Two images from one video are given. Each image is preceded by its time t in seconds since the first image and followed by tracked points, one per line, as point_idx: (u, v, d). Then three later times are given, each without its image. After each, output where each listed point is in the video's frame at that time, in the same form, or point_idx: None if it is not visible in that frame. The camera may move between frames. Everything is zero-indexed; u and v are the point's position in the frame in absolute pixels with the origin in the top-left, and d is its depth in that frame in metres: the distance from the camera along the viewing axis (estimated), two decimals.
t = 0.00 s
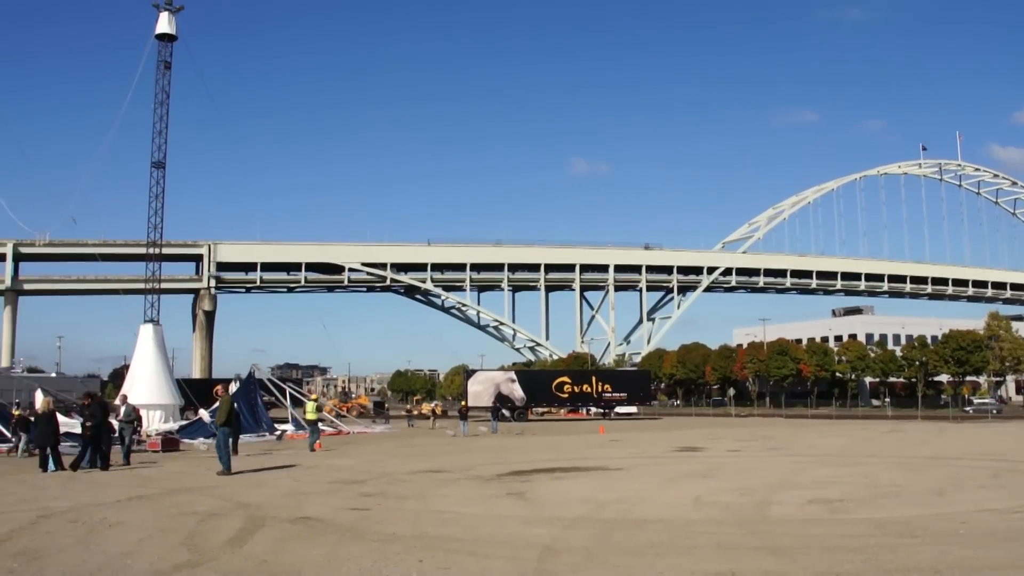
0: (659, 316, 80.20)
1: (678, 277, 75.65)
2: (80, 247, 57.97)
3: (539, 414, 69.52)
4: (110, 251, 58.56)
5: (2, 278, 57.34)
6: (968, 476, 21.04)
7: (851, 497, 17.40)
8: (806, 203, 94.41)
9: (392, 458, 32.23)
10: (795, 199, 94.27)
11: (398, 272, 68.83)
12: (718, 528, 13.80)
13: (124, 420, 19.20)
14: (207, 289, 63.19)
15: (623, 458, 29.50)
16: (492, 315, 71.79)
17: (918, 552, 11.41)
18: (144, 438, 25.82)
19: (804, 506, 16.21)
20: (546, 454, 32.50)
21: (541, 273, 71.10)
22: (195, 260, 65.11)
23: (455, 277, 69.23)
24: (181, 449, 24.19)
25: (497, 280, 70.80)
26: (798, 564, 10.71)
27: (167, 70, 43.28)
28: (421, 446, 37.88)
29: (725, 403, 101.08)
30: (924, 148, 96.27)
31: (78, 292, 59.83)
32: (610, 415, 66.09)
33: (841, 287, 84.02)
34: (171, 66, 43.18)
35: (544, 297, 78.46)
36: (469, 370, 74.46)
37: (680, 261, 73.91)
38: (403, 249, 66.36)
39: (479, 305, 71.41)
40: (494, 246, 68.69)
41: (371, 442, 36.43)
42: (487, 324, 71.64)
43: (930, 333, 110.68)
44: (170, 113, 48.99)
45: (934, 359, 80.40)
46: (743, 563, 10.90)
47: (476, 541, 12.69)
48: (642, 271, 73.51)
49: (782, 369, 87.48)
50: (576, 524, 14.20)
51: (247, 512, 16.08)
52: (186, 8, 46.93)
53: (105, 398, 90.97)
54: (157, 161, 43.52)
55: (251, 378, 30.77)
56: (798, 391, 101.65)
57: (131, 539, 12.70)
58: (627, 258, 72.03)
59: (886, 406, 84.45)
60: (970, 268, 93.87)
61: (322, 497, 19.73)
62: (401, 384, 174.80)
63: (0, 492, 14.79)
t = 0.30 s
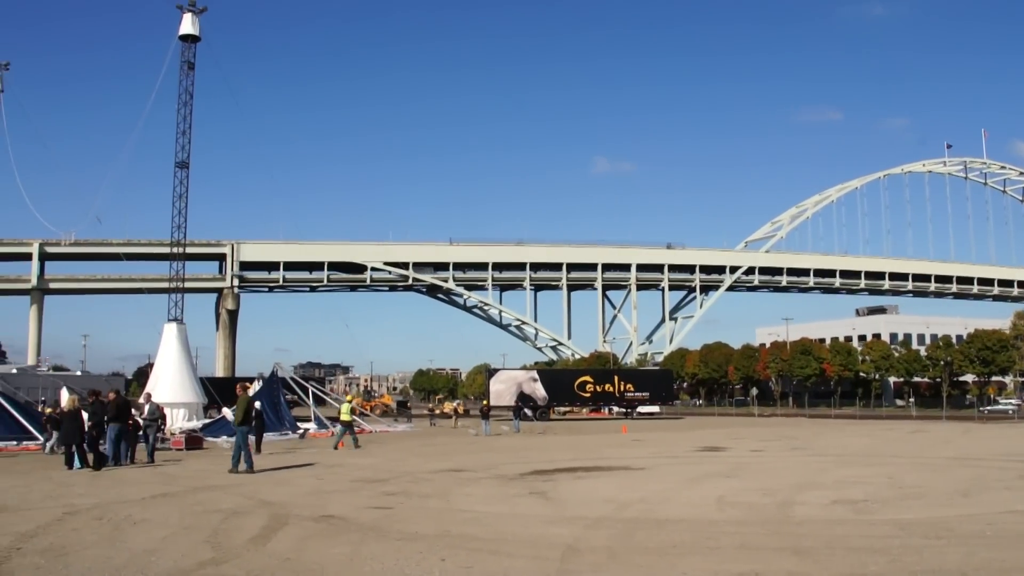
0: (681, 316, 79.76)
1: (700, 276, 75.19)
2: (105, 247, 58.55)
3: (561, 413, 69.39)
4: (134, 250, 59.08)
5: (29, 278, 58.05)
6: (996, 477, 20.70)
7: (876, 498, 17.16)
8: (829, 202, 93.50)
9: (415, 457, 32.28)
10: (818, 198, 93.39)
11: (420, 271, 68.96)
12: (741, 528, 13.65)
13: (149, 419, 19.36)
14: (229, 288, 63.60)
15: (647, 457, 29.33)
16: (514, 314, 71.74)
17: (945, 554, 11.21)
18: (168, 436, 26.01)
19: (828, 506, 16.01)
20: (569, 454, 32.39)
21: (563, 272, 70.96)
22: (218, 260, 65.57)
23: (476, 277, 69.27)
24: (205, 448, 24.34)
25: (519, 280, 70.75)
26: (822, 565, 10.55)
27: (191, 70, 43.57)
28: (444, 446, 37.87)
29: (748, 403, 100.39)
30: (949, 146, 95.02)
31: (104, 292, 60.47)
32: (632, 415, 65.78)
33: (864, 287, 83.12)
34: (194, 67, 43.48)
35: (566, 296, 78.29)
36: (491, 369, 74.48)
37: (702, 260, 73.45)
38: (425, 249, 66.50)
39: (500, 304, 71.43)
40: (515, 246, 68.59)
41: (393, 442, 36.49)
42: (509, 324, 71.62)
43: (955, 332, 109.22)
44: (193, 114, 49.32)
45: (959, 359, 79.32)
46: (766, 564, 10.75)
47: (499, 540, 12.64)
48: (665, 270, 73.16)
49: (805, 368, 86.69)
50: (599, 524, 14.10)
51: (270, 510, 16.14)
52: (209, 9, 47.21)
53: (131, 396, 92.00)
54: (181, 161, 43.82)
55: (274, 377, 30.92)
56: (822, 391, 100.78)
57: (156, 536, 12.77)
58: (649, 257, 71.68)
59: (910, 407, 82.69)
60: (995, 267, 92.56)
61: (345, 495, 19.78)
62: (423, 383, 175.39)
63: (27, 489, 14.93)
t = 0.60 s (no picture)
0: (703, 315, 79.29)
1: (723, 276, 74.65)
2: (128, 246, 59.08)
3: (582, 413, 69.15)
4: (158, 250, 59.57)
5: (54, 277, 58.72)
6: None
7: (901, 498, 16.89)
8: (852, 201, 92.55)
9: (438, 456, 32.29)
10: (841, 196, 92.46)
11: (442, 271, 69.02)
12: (765, 528, 13.47)
13: (172, 416, 19.44)
14: (252, 288, 64.01)
15: (669, 457, 29.14)
16: (536, 314, 71.67)
17: (974, 555, 10.97)
18: (192, 434, 26.16)
19: (852, 507, 15.77)
20: (591, 453, 32.22)
21: (585, 272, 70.78)
22: (241, 259, 65.99)
23: (499, 276, 69.25)
24: (228, 446, 24.45)
25: (541, 279, 70.67)
26: (847, 566, 10.36)
27: (213, 71, 43.83)
28: (466, 445, 37.86)
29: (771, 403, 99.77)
30: (973, 143, 93.74)
31: (129, 291, 61.03)
32: (655, 415, 65.48)
33: (888, 286, 82.19)
34: (217, 67, 43.75)
35: (588, 295, 78.07)
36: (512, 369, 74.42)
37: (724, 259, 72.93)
38: (447, 248, 66.56)
39: (522, 304, 71.39)
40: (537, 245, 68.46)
41: (415, 441, 36.51)
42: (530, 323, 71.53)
43: (981, 332, 107.73)
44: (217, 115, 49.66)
45: (984, 359, 78.30)
46: (790, 564, 10.59)
47: (521, 540, 12.54)
48: (687, 270, 72.76)
49: (828, 368, 85.86)
50: (621, 524, 13.95)
51: (293, 508, 16.16)
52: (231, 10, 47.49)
53: (155, 394, 92.93)
54: (204, 162, 44.10)
55: (296, 377, 31.03)
56: (845, 391, 99.82)
57: (180, 534, 12.79)
58: (670, 256, 71.28)
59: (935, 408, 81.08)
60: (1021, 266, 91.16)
61: (367, 494, 19.78)
62: (445, 382, 175.76)
63: (52, 487, 15.03)
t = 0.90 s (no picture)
0: (726, 317, 78.73)
1: (746, 277, 74.09)
2: (154, 246, 59.65)
3: (605, 415, 68.83)
4: (183, 250, 60.08)
5: (80, 276, 59.40)
6: None
7: (928, 503, 16.58)
8: (877, 202, 91.54)
9: (461, 457, 32.23)
10: (866, 198, 91.47)
11: (465, 271, 69.08)
12: (789, 531, 13.26)
13: (196, 415, 19.55)
14: (276, 287, 64.40)
15: (693, 459, 28.89)
16: (559, 315, 71.50)
17: (1004, 561, 10.71)
18: (216, 433, 26.34)
19: (878, 511, 15.50)
20: (614, 455, 32.02)
21: (608, 272, 70.54)
22: (265, 259, 66.43)
23: (521, 277, 69.16)
24: (251, 445, 24.58)
25: (564, 280, 70.51)
26: (873, 571, 10.16)
27: (238, 72, 44.11)
28: (488, 445, 37.79)
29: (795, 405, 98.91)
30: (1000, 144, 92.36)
31: (154, 290, 61.59)
32: (677, 416, 65.10)
33: (913, 288, 81.19)
34: (242, 68, 44.05)
35: (611, 297, 77.80)
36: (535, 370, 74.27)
37: (747, 261, 72.39)
38: (470, 248, 66.56)
39: (545, 305, 71.25)
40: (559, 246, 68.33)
41: (437, 441, 36.48)
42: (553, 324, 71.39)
43: (1008, 334, 106.12)
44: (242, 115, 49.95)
45: (1011, 362, 77.22)
46: (815, 568, 10.39)
47: (542, 541, 12.42)
48: (710, 271, 72.29)
49: (853, 370, 84.76)
50: (644, 526, 13.80)
51: (316, 508, 16.14)
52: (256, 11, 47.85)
53: (179, 393, 93.75)
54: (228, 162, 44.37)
55: (319, 376, 31.12)
56: (869, 393, 98.75)
57: (204, 533, 12.79)
58: (693, 258, 70.83)
59: (960, 411, 80.21)
60: None
61: (389, 494, 19.75)
62: (468, 383, 175.90)
63: (77, 484, 15.12)
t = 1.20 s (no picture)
0: (750, 318, 78.17)
1: (769, 277, 73.50)
2: (179, 250, 60.18)
3: (629, 416, 68.67)
4: (207, 254, 60.60)
5: (106, 281, 60.10)
6: None
7: (956, 504, 16.31)
8: (901, 202, 90.56)
9: (484, 459, 32.15)
10: (889, 197, 90.50)
11: (488, 273, 69.11)
12: (815, 533, 13.10)
13: (222, 417, 19.68)
14: (300, 291, 64.80)
15: (717, 460, 28.64)
16: (582, 316, 71.33)
17: None
18: (241, 435, 26.50)
19: (906, 512, 15.26)
20: (638, 456, 31.86)
21: (631, 274, 70.29)
22: (288, 262, 66.83)
23: (544, 278, 69.06)
24: (277, 448, 24.68)
25: (587, 282, 70.34)
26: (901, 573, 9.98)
27: (261, 76, 44.43)
28: (511, 447, 37.74)
29: (819, 406, 98.01)
30: None
31: (180, 294, 62.16)
32: (701, 417, 64.70)
33: (939, 288, 80.15)
34: (265, 72, 44.35)
35: (634, 298, 77.52)
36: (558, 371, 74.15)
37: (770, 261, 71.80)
38: (492, 250, 66.56)
39: (568, 307, 71.08)
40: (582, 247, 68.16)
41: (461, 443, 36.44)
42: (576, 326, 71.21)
43: None
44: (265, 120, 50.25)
45: None
46: (843, 571, 10.22)
47: (567, 543, 12.35)
48: (733, 272, 71.82)
49: (878, 371, 83.71)
50: (669, 527, 13.68)
51: (341, 510, 16.18)
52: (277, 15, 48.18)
53: (204, 396, 94.49)
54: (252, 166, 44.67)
55: (343, 379, 31.25)
56: (895, 394, 97.66)
57: (231, 535, 12.83)
58: (716, 259, 70.41)
59: (987, 412, 79.40)
60: None
61: (413, 496, 19.73)
62: (491, 385, 176.05)
63: (105, 486, 15.24)
